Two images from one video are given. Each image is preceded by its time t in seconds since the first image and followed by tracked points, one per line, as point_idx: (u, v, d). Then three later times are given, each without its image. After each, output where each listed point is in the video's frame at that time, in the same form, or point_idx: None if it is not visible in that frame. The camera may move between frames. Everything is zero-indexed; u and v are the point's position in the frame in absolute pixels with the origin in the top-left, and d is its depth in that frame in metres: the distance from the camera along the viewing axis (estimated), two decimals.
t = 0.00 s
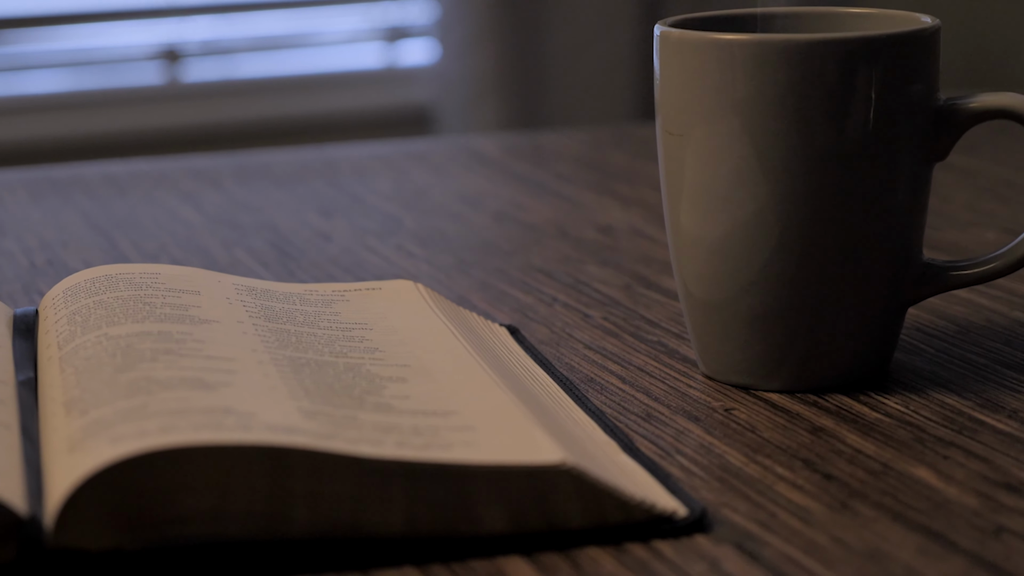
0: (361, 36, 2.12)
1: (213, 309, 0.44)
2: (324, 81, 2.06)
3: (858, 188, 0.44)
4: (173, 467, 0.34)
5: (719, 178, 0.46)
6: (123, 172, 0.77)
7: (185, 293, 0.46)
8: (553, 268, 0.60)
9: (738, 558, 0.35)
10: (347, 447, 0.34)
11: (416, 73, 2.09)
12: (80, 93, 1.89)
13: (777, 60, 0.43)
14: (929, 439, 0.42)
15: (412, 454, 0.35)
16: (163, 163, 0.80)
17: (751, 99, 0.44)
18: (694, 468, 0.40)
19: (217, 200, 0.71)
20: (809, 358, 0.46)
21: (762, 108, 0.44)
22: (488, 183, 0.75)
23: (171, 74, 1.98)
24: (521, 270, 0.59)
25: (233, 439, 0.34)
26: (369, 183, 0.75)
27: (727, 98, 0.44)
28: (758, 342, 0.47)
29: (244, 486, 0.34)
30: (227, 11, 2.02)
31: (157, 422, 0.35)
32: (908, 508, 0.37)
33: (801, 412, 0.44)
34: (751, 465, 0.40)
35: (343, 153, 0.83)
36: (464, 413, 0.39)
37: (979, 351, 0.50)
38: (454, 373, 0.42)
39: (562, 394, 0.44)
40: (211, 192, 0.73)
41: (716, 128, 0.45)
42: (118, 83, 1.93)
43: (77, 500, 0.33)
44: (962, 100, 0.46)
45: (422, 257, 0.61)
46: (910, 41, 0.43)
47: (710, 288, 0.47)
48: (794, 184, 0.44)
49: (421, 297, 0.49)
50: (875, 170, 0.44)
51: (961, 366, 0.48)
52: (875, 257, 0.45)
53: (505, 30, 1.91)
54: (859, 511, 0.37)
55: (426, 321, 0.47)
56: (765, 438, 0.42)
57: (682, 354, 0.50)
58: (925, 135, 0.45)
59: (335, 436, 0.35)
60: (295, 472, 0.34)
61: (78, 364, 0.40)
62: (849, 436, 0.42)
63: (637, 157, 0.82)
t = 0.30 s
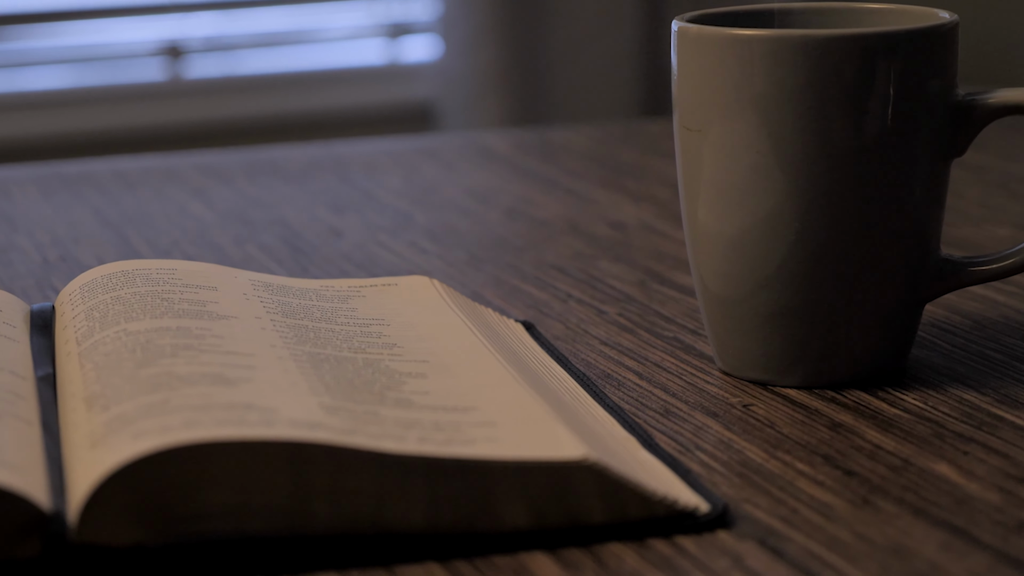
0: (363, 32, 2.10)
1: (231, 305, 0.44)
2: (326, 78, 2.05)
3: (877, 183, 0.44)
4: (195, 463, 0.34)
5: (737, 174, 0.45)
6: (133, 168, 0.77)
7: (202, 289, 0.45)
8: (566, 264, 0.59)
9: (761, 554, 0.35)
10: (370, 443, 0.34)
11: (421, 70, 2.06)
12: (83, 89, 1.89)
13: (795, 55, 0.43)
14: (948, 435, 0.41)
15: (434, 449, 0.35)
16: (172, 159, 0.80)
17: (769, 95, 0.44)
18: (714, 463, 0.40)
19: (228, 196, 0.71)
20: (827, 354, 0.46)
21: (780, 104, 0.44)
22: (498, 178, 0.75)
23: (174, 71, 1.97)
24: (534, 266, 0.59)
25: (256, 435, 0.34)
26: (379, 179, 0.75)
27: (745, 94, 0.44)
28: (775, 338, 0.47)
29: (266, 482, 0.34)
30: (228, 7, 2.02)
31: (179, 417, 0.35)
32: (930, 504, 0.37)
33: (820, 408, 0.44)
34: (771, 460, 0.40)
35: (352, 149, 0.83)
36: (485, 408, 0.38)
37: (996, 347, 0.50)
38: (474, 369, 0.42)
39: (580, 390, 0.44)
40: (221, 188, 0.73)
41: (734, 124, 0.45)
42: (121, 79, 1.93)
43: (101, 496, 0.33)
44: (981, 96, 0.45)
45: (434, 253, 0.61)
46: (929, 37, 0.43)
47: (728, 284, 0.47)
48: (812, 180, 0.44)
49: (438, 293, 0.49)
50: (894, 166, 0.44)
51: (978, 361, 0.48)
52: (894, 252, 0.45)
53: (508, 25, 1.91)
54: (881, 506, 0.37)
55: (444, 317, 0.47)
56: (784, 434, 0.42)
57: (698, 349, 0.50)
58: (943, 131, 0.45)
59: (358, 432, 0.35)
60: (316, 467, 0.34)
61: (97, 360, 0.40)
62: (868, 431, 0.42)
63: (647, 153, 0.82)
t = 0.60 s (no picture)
0: (367, 28, 2.06)
1: (248, 301, 0.44)
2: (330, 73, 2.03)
3: (895, 180, 0.44)
4: (219, 460, 0.34)
5: (755, 170, 0.45)
6: (143, 164, 0.77)
7: (220, 285, 0.45)
8: (580, 261, 0.59)
9: (784, 550, 0.34)
10: (393, 439, 0.34)
11: (422, 65, 2.04)
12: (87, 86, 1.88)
13: (813, 51, 0.43)
14: (968, 431, 0.41)
15: (457, 445, 0.35)
16: (182, 155, 0.80)
17: (787, 91, 0.44)
18: (734, 460, 0.40)
19: (239, 193, 0.71)
20: (845, 350, 0.46)
21: (798, 101, 0.43)
22: (509, 175, 0.75)
23: (177, 66, 1.95)
24: (548, 262, 0.59)
25: (279, 431, 0.34)
26: (390, 176, 0.75)
27: (763, 90, 0.44)
28: (793, 334, 0.47)
29: (289, 478, 0.34)
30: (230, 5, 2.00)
31: (202, 413, 0.35)
32: (951, 500, 0.37)
33: (838, 404, 0.44)
34: (791, 457, 0.40)
35: (363, 146, 0.83)
36: (507, 404, 0.38)
37: (1013, 343, 0.50)
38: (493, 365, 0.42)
39: (599, 386, 0.44)
40: (233, 185, 0.73)
41: (752, 120, 0.45)
42: (124, 76, 1.91)
43: (125, 492, 0.33)
44: (999, 92, 0.45)
45: (447, 249, 0.61)
46: (947, 33, 0.43)
47: (745, 280, 0.47)
48: (831, 176, 0.44)
49: (454, 290, 0.49)
50: (912, 163, 0.44)
51: (995, 358, 0.48)
52: (913, 249, 0.45)
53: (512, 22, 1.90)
54: (902, 503, 0.37)
55: (461, 314, 0.47)
56: (803, 430, 0.42)
57: (714, 346, 0.50)
58: (961, 127, 0.45)
59: (380, 428, 0.35)
60: (340, 463, 0.34)
61: (117, 356, 0.40)
62: (887, 428, 0.42)
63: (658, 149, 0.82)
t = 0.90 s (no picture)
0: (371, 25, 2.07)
1: (266, 298, 0.44)
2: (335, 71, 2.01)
3: (913, 177, 0.44)
4: (241, 456, 0.34)
5: (772, 166, 0.45)
6: (154, 161, 0.77)
7: (237, 282, 0.45)
8: (594, 258, 0.59)
9: (806, 547, 0.34)
10: (416, 435, 0.34)
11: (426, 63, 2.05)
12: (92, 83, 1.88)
13: (831, 48, 0.42)
14: (987, 429, 0.41)
15: (480, 442, 0.35)
16: (193, 152, 0.80)
17: (805, 88, 0.43)
18: (754, 457, 0.40)
19: (251, 190, 0.71)
20: (862, 347, 0.46)
21: (816, 97, 0.43)
22: (520, 172, 0.75)
23: (181, 64, 1.95)
24: (562, 259, 0.59)
25: (302, 427, 0.34)
26: (401, 172, 0.75)
27: (781, 87, 0.44)
28: (810, 330, 0.47)
29: (309, 474, 0.34)
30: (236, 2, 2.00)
31: (224, 410, 0.35)
32: (973, 497, 0.37)
33: (856, 401, 0.44)
34: (811, 454, 0.40)
35: (373, 143, 0.83)
36: (527, 401, 0.38)
37: None
38: (511, 363, 0.42)
39: (616, 383, 0.44)
40: (244, 181, 0.73)
41: (770, 117, 0.45)
42: (130, 73, 1.91)
43: (148, 488, 0.33)
44: (1017, 88, 0.45)
45: (460, 246, 0.61)
46: (965, 29, 0.43)
47: (763, 277, 0.47)
48: (848, 173, 0.44)
49: (471, 287, 0.49)
50: (930, 160, 0.44)
51: (1013, 355, 0.48)
52: (931, 245, 0.45)
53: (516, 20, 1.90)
54: (923, 500, 0.37)
55: (479, 311, 0.47)
56: (822, 427, 0.42)
57: (730, 343, 0.50)
58: (979, 124, 0.45)
59: (403, 425, 0.35)
60: (361, 459, 0.34)
61: (137, 352, 0.40)
62: (906, 425, 0.42)
63: (668, 146, 0.82)
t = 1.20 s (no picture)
0: (377, 24, 2.05)
1: (286, 295, 0.44)
2: (340, 68, 2.01)
3: (934, 174, 0.44)
4: (266, 452, 0.34)
5: (792, 163, 0.45)
6: (167, 159, 0.77)
7: (257, 279, 0.45)
8: (609, 254, 0.59)
9: (830, 543, 0.34)
10: (441, 432, 0.34)
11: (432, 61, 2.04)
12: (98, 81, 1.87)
13: (850, 44, 0.42)
14: (1008, 426, 0.41)
15: (505, 439, 0.35)
16: (205, 150, 0.80)
17: (825, 85, 0.43)
18: (776, 453, 0.40)
19: (263, 187, 0.71)
20: (882, 345, 0.46)
21: (836, 94, 0.43)
22: (532, 169, 0.75)
23: (187, 61, 1.94)
24: (577, 256, 0.59)
25: (327, 424, 0.34)
26: (413, 170, 0.75)
27: (801, 84, 0.44)
28: (829, 328, 0.47)
29: (333, 471, 0.34)
30: None
31: (249, 406, 0.35)
32: (996, 494, 0.37)
33: (876, 398, 0.44)
34: (833, 451, 0.40)
35: (385, 140, 0.83)
36: (550, 398, 0.39)
37: None
38: (533, 360, 0.42)
39: (636, 380, 0.44)
40: (257, 179, 0.73)
41: (789, 114, 0.45)
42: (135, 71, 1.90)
43: (174, 484, 0.33)
44: None
45: (475, 243, 0.61)
46: (985, 26, 0.43)
47: (782, 274, 0.47)
48: (868, 170, 0.44)
49: (489, 285, 0.49)
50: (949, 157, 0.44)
51: None
52: (951, 243, 0.45)
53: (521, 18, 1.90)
54: (947, 496, 0.37)
55: (498, 309, 0.47)
56: (843, 424, 0.42)
57: (748, 340, 0.50)
58: (999, 121, 0.45)
59: (427, 422, 0.35)
60: (386, 456, 0.34)
61: (159, 349, 0.40)
62: (927, 422, 0.42)
63: (680, 143, 0.82)
